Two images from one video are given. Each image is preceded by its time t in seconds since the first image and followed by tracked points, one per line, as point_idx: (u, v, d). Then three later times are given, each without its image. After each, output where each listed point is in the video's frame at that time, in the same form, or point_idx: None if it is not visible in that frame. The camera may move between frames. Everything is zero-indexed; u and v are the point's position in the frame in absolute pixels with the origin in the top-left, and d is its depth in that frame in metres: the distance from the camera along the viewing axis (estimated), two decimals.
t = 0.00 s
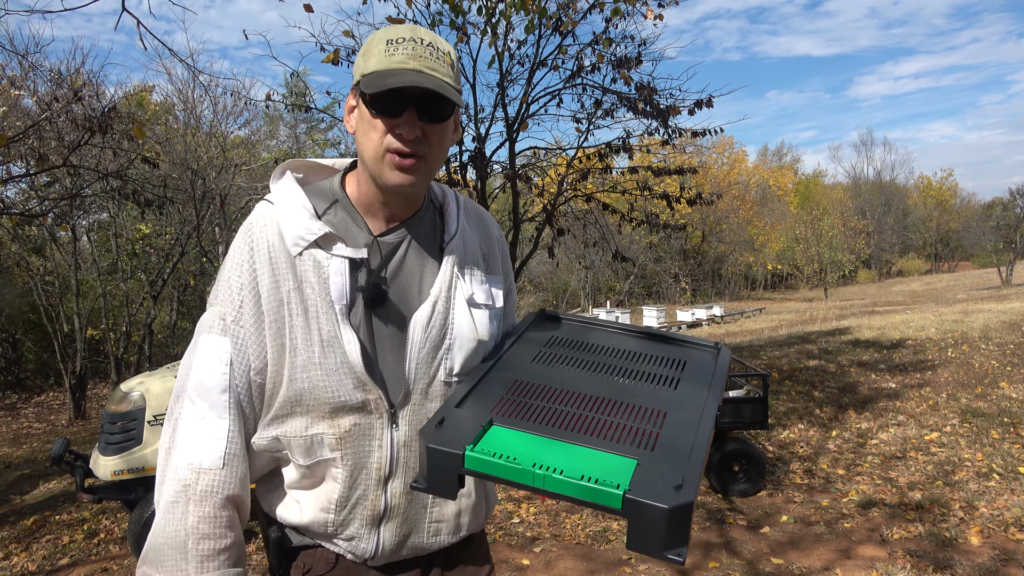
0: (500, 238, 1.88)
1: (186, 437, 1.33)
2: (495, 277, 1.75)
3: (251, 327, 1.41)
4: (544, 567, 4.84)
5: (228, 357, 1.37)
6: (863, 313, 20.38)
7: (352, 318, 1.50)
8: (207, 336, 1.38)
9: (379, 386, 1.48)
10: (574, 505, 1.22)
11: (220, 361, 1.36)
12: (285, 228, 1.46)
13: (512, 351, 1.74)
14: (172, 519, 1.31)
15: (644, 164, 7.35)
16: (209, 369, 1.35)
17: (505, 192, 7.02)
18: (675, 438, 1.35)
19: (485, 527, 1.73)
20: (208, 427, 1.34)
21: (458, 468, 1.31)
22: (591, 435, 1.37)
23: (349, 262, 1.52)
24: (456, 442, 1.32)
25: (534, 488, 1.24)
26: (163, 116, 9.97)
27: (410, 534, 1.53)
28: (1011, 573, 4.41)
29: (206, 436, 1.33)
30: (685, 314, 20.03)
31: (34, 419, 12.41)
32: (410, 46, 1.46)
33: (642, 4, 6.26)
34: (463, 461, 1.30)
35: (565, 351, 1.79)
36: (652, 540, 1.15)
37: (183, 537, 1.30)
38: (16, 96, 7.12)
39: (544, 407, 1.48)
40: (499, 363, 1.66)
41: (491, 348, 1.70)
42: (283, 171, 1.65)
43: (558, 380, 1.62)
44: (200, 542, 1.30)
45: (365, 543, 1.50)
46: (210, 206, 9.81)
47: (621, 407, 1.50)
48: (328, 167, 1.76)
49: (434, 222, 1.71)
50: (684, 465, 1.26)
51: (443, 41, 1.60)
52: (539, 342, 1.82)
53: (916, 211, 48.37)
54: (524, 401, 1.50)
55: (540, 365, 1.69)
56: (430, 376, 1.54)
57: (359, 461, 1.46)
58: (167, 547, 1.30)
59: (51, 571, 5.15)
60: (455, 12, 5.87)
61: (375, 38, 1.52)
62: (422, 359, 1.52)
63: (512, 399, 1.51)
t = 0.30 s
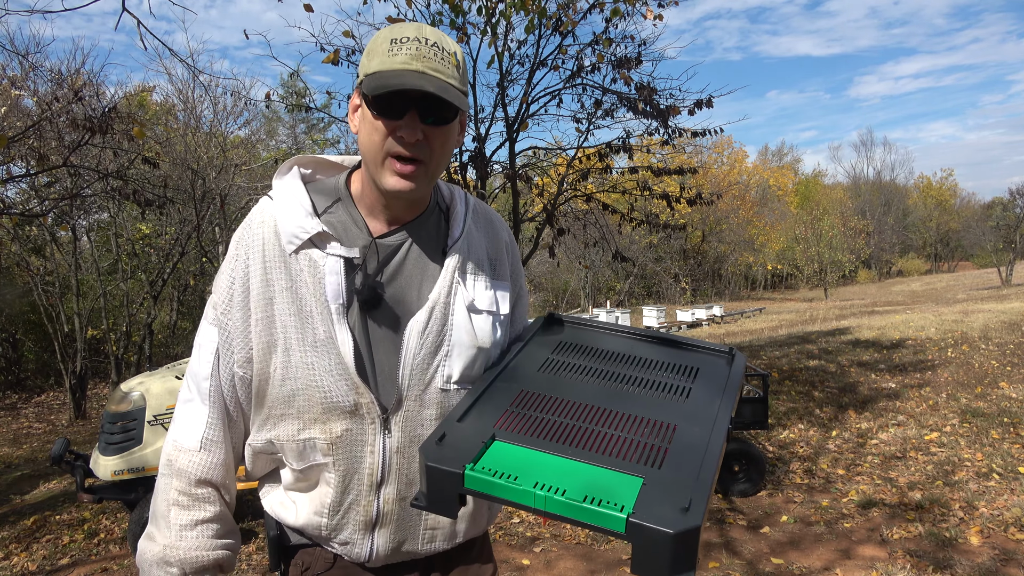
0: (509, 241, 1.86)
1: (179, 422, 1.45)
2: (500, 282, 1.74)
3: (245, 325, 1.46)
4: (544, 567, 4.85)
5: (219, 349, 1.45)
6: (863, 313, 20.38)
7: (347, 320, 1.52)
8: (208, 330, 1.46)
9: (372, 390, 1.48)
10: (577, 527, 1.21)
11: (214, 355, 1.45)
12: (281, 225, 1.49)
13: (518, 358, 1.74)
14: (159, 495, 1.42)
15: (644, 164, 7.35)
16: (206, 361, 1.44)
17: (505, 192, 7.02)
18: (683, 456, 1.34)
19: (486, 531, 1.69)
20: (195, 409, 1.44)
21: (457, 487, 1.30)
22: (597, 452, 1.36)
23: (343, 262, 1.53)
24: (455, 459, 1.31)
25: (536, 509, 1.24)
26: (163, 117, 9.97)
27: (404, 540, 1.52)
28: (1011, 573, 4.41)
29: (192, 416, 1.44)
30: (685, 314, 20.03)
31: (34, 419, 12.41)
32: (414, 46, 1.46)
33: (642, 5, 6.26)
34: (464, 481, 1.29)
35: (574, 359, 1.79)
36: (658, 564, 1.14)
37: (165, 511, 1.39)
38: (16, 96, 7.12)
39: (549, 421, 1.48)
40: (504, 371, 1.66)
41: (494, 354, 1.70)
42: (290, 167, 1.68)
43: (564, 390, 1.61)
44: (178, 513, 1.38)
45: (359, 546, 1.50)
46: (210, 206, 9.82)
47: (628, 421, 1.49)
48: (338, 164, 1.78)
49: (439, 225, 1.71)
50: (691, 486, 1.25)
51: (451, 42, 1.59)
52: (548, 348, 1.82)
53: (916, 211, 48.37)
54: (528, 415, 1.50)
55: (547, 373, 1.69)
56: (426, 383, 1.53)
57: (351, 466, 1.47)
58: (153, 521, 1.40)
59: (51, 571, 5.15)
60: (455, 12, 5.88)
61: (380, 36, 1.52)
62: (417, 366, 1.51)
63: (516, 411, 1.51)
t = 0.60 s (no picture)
0: (509, 240, 1.86)
1: (179, 425, 1.42)
2: (500, 281, 1.73)
3: (243, 323, 1.45)
4: (544, 567, 4.84)
5: (221, 350, 1.44)
6: (863, 313, 20.38)
7: (344, 318, 1.52)
8: (209, 329, 1.46)
9: (367, 389, 1.48)
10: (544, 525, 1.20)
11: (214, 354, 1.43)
12: (279, 223, 1.49)
13: (517, 358, 1.74)
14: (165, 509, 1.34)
15: (644, 164, 7.35)
16: (207, 361, 1.42)
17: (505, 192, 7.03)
18: (668, 459, 1.32)
19: (488, 533, 1.69)
20: (199, 410, 1.42)
21: (431, 480, 1.31)
22: (581, 452, 1.35)
23: (340, 260, 1.54)
24: (429, 452, 1.32)
25: (507, 505, 1.23)
26: (163, 117, 9.98)
27: (402, 541, 1.51)
28: (1011, 573, 4.41)
29: (198, 417, 1.41)
30: (685, 313, 20.03)
31: (35, 419, 12.41)
32: (408, 46, 1.45)
33: (642, 4, 6.27)
34: (436, 473, 1.30)
35: (576, 360, 1.79)
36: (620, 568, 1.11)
37: (174, 521, 1.31)
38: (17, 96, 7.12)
39: (538, 420, 1.47)
40: (501, 370, 1.66)
41: (493, 353, 1.70)
42: (289, 165, 1.68)
43: (560, 391, 1.61)
44: (191, 518, 1.31)
45: (358, 546, 1.50)
46: (210, 206, 9.82)
47: (620, 423, 1.48)
48: (336, 164, 1.77)
49: (437, 223, 1.70)
50: (669, 489, 1.22)
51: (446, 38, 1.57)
52: (551, 349, 1.82)
53: (916, 211, 48.37)
54: (520, 412, 1.50)
55: (545, 374, 1.69)
56: (422, 383, 1.53)
57: (348, 466, 1.46)
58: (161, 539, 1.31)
59: (51, 571, 5.15)
60: (455, 12, 5.89)
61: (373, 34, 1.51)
62: (412, 365, 1.51)
63: (506, 409, 1.51)
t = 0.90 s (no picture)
0: (507, 238, 1.86)
1: (181, 429, 1.43)
2: (498, 279, 1.74)
3: (242, 327, 1.46)
4: (544, 567, 4.85)
5: (223, 354, 1.45)
6: (863, 313, 20.37)
7: (343, 319, 1.53)
8: (208, 332, 1.46)
9: (367, 390, 1.48)
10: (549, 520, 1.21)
11: (215, 359, 1.44)
12: (276, 226, 1.50)
13: (517, 356, 1.74)
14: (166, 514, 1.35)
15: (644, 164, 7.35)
16: (208, 365, 1.44)
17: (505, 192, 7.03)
18: (672, 455, 1.32)
19: (489, 533, 1.70)
20: (201, 415, 1.43)
21: (434, 477, 1.31)
22: (584, 449, 1.36)
23: (338, 261, 1.54)
24: (434, 449, 1.32)
25: (511, 501, 1.23)
26: (163, 117, 9.99)
27: (403, 542, 1.52)
28: (1011, 573, 4.41)
29: (200, 422, 1.42)
30: (685, 313, 20.01)
31: (34, 419, 12.41)
32: (417, 51, 1.45)
33: (642, 4, 6.27)
34: (440, 470, 1.30)
35: (576, 357, 1.79)
36: (629, 562, 1.11)
37: (178, 526, 1.32)
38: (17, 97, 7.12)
39: (540, 417, 1.48)
40: (501, 368, 1.67)
41: (493, 352, 1.71)
42: (284, 168, 1.69)
43: (560, 388, 1.61)
44: (195, 524, 1.32)
45: (359, 548, 1.50)
46: (210, 206, 9.82)
47: (621, 419, 1.48)
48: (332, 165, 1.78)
49: (435, 222, 1.71)
50: (673, 483, 1.23)
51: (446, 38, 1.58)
52: (549, 347, 1.82)
53: (916, 210, 48.32)
54: (520, 409, 1.50)
55: (544, 371, 1.70)
56: (422, 383, 1.53)
57: (348, 467, 1.47)
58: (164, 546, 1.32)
59: (51, 571, 5.15)
60: (454, 12, 5.89)
61: (377, 33, 1.49)
62: (412, 366, 1.51)
63: (507, 406, 1.51)
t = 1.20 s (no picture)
0: (506, 240, 1.85)
1: (174, 428, 1.41)
2: (495, 280, 1.73)
3: (238, 328, 1.46)
4: (544, 567, 4.84)
5: (218, 351, 1.45)
6: (863, 313, 20.37)
7: (338, 320, 1.52)
8: (203, 329, 1.46)
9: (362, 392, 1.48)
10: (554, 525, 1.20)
11: (209, 355, 1.44)
12: (271, 224, 1.50)
13: (514, 359, 1.74)
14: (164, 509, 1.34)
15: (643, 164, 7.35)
16: (203, 363, 1.43)
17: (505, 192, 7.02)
18: (674, 458, 1.32)
19: (485, 533, 1.69)
20: (197, 412, 1.42)
21: (436, 481, 1.31)
22: (585, 452, 1.35)
23: (334, 261, 1.54)
24: (437, 455, 1.32)
25: (515, 506, 1.23)
26: (163, 117, 9.98)
27: (397, 544, 1.51)
28: (1011, 573, 4.41)
29: (194, 420, 1.42)
30: (685, 313, 20.00)
31: (34, 419, 12.41)
32: (397, 39, 1.46)
33: (642, 4, 6.27)
34: (443, 475, 1.30)
35: (573, 361, 1.79)
36: (637, 567, 1.11)
37: (177, 518, 1.31)
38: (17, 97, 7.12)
39: (539, 420, 1.47)
40: (499, 371, 1.66)
41: (490, 354, 1.70)
42: (283, 167, 1.69)
43: (558, 391, 1.61)
44: (194, 515, 1.32)
45: (353, 549, 1.50)
46: (210, 206, 9.81)
47: (621, 422, 1.48)
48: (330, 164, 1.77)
49: (432, 223, 1.70)
50: (676, 486, 1.23)
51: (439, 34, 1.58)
52: (546, 351, 1.82)
53: (916, 210, 48.31)
54: (520, 413, 1.50)
55: (542, 374, 1.69)
56: (417, 384, 1.52)
57: (343, 468, 1.46)
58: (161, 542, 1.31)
59: (51, 571, 5.15)
60: (454, 12, 5.89)
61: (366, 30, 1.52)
62: (407, 367, 1.50)
63: (506, 410, 1.51)
